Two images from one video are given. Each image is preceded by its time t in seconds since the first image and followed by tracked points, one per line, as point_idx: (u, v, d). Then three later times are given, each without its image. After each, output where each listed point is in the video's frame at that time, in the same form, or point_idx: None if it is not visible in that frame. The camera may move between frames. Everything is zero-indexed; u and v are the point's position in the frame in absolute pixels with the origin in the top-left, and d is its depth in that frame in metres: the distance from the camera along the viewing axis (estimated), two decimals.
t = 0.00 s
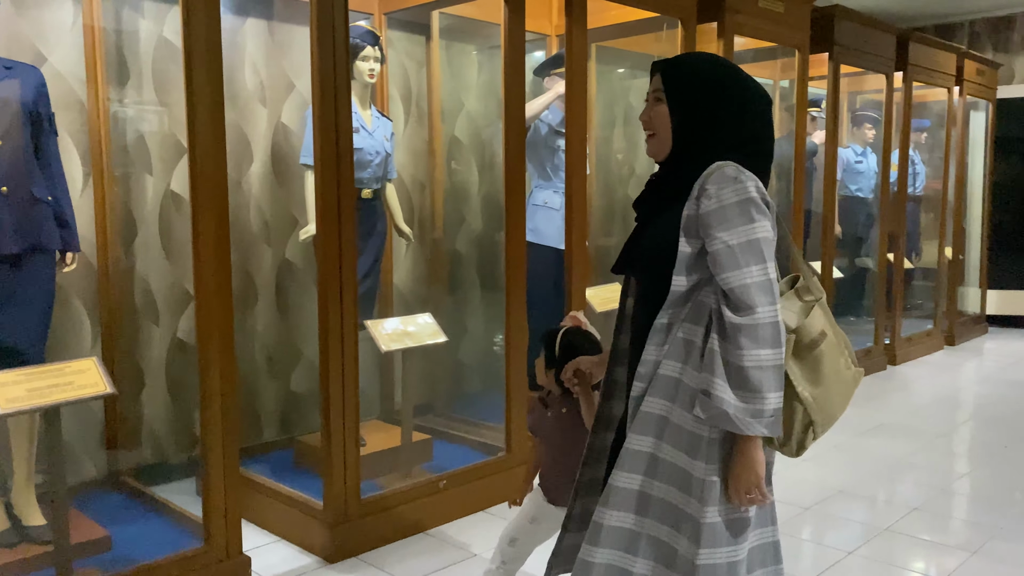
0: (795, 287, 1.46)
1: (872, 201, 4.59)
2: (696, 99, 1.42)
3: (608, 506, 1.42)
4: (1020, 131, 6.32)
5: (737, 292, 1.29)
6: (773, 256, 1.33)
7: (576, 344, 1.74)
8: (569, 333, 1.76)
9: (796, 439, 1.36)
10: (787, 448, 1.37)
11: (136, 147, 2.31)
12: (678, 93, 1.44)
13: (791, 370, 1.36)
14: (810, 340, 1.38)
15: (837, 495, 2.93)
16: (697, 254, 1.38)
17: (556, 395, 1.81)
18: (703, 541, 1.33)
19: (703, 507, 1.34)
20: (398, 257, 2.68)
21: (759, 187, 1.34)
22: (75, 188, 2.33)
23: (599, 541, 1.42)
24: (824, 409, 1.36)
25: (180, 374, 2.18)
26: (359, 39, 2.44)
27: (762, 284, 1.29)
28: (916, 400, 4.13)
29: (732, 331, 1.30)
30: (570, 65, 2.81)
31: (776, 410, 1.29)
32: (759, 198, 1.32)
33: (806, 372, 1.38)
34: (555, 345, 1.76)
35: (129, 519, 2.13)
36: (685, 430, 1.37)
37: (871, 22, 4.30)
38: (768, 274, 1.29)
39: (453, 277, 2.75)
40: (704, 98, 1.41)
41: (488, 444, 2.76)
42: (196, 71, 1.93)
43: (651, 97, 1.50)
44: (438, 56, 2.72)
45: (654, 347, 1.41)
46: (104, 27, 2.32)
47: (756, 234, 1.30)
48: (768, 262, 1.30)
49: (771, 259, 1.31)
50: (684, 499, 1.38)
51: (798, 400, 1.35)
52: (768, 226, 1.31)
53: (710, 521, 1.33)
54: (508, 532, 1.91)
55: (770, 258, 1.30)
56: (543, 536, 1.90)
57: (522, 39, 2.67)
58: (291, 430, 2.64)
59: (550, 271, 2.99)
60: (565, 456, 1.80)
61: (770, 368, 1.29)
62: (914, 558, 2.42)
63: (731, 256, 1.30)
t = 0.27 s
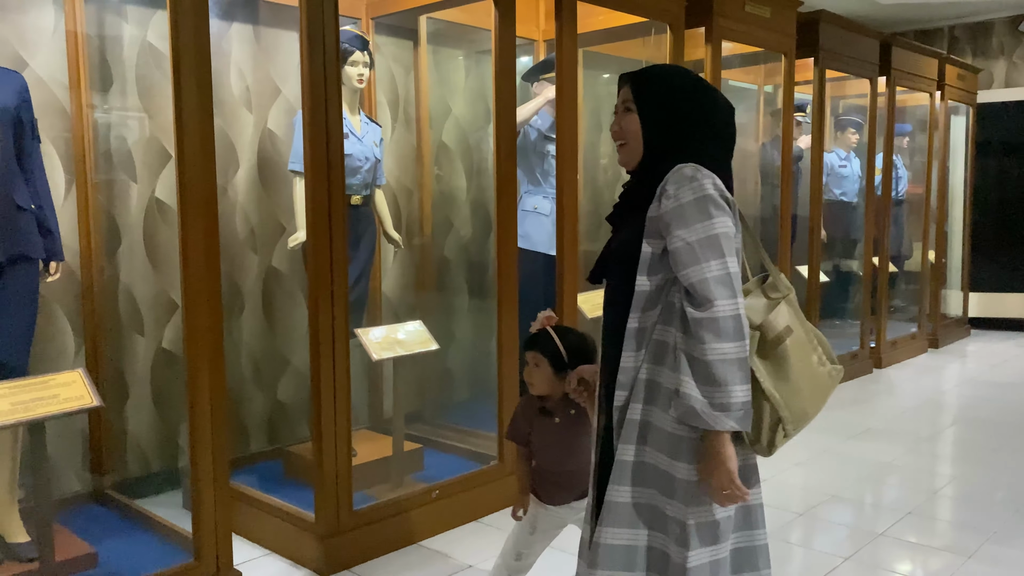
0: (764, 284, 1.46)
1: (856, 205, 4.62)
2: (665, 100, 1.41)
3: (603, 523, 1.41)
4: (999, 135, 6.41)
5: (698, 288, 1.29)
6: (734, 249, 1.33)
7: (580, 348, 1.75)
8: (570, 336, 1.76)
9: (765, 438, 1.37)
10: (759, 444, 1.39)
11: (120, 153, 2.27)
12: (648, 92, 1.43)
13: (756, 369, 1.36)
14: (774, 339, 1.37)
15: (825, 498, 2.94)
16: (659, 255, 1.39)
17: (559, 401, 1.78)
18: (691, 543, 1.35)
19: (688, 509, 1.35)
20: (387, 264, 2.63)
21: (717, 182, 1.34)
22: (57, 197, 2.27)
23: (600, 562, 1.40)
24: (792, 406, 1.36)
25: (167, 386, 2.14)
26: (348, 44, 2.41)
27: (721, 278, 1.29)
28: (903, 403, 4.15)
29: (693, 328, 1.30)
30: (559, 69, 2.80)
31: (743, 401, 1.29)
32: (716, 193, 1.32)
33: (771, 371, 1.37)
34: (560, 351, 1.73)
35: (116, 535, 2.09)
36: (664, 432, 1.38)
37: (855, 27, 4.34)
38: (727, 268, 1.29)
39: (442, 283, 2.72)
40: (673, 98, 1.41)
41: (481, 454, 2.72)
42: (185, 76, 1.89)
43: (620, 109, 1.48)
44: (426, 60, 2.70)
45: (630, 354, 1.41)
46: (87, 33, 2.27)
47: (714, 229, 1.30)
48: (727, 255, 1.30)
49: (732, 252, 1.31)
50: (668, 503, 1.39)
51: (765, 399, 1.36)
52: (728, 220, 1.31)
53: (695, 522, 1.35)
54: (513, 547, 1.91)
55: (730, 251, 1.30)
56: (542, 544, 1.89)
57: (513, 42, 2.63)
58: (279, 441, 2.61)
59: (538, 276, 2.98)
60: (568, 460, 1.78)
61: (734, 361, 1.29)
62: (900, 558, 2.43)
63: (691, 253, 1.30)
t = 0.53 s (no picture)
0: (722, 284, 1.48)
1: (843, 209, 4.64)
2: (622, 104, 1.40)
3: (604, 533, 1.36)
4: (983, 139, 6.46)
5: (658, 287, 1.28)
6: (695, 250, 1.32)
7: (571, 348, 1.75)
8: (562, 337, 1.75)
9: (742, 430, 1.39)
10: (735, 438, 1.39)
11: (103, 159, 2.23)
12: (610, 92, 1.42)
13: (727, 364, 1.38)
14: (741, 331, 1.40)
15: (815, 503, 2.94)
16: (625, 257, 1.37)
17: (551, 407, 1.73)
18: (671, 539, 1.36)
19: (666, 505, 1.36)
20: (375, 270, 2.59)
21: (680, 186, 1.34)
22: (39, 203, 2.22)
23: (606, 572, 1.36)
24: (766, 398, 1.38)
25: (152, 396, 2.10)
26: (336, 48, 2.38)
27: (681, 277, 1.28)
28: (891, 407, 4.17)
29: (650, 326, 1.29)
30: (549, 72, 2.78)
31: (694, 401, 1.29)
32: (679, 195, 1.33)
33: (742, 364, 1.39)
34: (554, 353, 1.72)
35: (102, 550, 2.05)
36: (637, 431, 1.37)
37: (842, 31, 4.36)
38: (688, 267, 1.29)
39: (430, 289, 2.69)
40: (633, 103, 1.40)
41: (470, 462, 2.70)
42: (169, 81, 1.86)
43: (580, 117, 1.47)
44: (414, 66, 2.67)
45: (603, 357, 1.38)
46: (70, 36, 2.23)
47: (677, 229, 1.30)
48: (688, 255, 1.30)
49: (693, 252, 1.31)
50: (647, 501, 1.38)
51: (738, 391, 1.38)
52: (690, 221, 1.32)
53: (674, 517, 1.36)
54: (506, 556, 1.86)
55: (691, 252, 1.30)
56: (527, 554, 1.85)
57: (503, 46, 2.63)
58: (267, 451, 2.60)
59: (526, 282, 2.97)
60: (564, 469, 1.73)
61: (689, 360, 1.28)
62: (889, 563, 2.43)
63: (652, 253, 1.30)
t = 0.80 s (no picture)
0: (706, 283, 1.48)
1: (837, 214, 4.65)
2: (589, 112, 1.37)
3: (599, 537, 1.35)
4: (976, 144, 6.48)
5: (659, 293, 1.27)
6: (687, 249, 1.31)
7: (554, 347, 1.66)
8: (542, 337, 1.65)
9: (747, 425, 1.37)
10: (738, 434, 1.37)
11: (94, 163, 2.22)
12: (580, 101, 1.39)
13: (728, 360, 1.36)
14: (736, 326, 1.39)
15: (811, 510, 2.92)
16: (619, 264, 1.35)
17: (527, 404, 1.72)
18: (681, 539, 1.35)
19: (677, 507, 1.35)
20: (367, 274, 2.60)
21: (664, 188, 1.32)
22: (26, 209, 2.16)
23: None
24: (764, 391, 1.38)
25: (142, 403, 2.07)
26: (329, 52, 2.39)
27: (680, 280, 1.27)
28: (886, 412, 4.16)
29: (656, 332, 1.28)
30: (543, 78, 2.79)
31: (710, 399, 1.28)
32: (664, 199, 1.31)
33: (739, 359, 1.38)
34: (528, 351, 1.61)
35: (93, 559, 2.06)
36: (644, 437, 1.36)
37: (836, 36, 4.36)
38: (684, 269, 1.28)
39: (423, 295, 2.67)
40: (604, 109, 1.37)
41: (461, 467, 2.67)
42: (160, 85, 1.83)
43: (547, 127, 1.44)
44: (407, 70, 2.66)
45: (603, 363, 1.35)
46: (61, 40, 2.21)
47: (669, 232, 1.29)
48: (683, 257, 1.29)
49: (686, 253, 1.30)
50: (653, 503, 1.37)
51: (740, 385, 1.36)
52: (680, 223, 1.30)
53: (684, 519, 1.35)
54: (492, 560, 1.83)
55: (686, 253, 1.29)
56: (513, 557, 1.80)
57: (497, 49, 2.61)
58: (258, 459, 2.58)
59: (520, 288, 2.95)
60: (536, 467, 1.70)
61: (698, 361, 1.27)
62: (883, 569, 2.42)
63: (649, 259, 1.28)
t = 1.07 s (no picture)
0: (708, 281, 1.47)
1: (837, 217, 4.63)
2: (578, 115, 1.36)
3: (610, 535, 1.34)
4: (976, 146, 6.47)
5: (676, 293, 1.26)
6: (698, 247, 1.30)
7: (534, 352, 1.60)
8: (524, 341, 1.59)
9: (763, 420, 1.33)
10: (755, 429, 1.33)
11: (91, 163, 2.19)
12: (568, 105, 1.37)
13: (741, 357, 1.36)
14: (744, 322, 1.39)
15: (812, 514, 2.90)
16: (630, 266, 1.33)
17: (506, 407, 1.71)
18: (706, 540, 1.32)
19: (702, 506, 1.32)
20: (366, 275, 2.57)
21: (669, 187, 1.31)
22: (24, 210, 2.16)
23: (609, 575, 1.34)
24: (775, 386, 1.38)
25: (139, 403, 2.06)
26: (327, 52, 2.37)
27: (697, 277, 1.26)
28: (887, 415, 4.15)
29: (680, 331, 1.27)
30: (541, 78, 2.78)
31: (739, 392, 1.27)
32: (671, 198, 1.29)
33: (749, 355, 1.38)
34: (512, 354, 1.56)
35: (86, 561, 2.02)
36: (667, 438, 1.34)
37: (837, 38, 4.35)
38: (700, 266, 1.27)
39: (422, 295, 2.65)
40: (593, 111, 1.36)
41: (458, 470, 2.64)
42: (156, 84, 1.82)
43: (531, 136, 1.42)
44: (406, 71, 2.65)
45: (617, 367, 1.34)
46: (57, 38, 2.20)
47: (680, 231, 1.27)
48: (695, 253, 1.27)
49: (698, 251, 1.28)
50: (677, 503, 1.34)
51: (753, 381, 1.36)
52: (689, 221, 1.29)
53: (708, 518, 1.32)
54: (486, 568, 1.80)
55: (697, 251, 1.28)
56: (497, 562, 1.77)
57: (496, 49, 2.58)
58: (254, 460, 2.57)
59: (519, 290, 2.93)
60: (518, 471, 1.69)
61: (721, 358, 1.26)
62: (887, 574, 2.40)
63: (660, 260, 1.26)
